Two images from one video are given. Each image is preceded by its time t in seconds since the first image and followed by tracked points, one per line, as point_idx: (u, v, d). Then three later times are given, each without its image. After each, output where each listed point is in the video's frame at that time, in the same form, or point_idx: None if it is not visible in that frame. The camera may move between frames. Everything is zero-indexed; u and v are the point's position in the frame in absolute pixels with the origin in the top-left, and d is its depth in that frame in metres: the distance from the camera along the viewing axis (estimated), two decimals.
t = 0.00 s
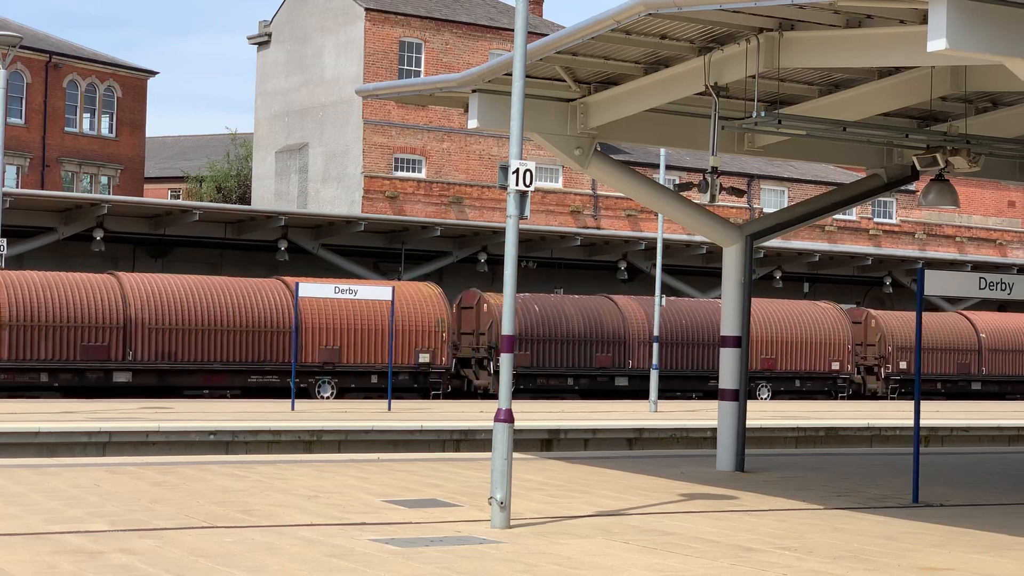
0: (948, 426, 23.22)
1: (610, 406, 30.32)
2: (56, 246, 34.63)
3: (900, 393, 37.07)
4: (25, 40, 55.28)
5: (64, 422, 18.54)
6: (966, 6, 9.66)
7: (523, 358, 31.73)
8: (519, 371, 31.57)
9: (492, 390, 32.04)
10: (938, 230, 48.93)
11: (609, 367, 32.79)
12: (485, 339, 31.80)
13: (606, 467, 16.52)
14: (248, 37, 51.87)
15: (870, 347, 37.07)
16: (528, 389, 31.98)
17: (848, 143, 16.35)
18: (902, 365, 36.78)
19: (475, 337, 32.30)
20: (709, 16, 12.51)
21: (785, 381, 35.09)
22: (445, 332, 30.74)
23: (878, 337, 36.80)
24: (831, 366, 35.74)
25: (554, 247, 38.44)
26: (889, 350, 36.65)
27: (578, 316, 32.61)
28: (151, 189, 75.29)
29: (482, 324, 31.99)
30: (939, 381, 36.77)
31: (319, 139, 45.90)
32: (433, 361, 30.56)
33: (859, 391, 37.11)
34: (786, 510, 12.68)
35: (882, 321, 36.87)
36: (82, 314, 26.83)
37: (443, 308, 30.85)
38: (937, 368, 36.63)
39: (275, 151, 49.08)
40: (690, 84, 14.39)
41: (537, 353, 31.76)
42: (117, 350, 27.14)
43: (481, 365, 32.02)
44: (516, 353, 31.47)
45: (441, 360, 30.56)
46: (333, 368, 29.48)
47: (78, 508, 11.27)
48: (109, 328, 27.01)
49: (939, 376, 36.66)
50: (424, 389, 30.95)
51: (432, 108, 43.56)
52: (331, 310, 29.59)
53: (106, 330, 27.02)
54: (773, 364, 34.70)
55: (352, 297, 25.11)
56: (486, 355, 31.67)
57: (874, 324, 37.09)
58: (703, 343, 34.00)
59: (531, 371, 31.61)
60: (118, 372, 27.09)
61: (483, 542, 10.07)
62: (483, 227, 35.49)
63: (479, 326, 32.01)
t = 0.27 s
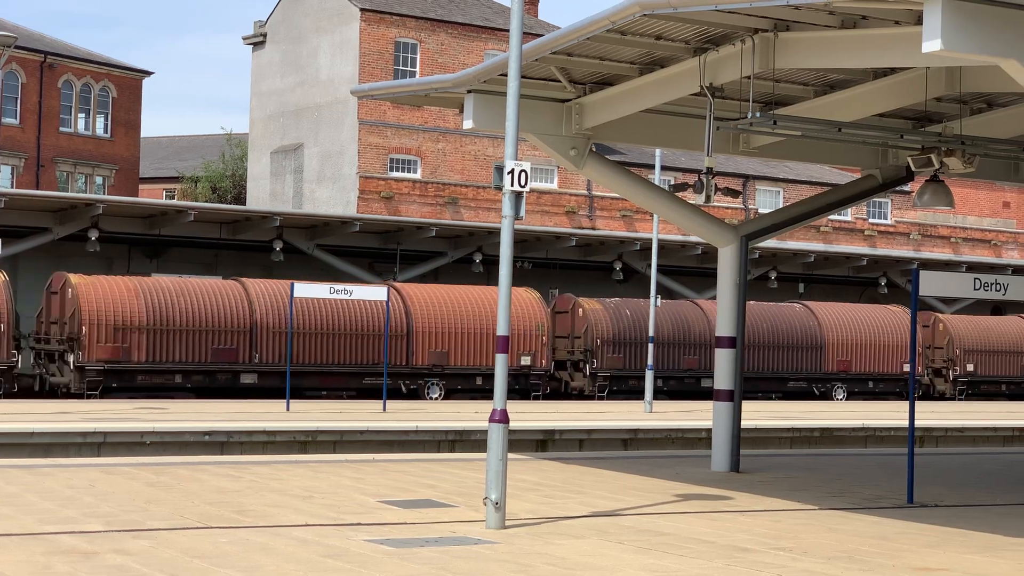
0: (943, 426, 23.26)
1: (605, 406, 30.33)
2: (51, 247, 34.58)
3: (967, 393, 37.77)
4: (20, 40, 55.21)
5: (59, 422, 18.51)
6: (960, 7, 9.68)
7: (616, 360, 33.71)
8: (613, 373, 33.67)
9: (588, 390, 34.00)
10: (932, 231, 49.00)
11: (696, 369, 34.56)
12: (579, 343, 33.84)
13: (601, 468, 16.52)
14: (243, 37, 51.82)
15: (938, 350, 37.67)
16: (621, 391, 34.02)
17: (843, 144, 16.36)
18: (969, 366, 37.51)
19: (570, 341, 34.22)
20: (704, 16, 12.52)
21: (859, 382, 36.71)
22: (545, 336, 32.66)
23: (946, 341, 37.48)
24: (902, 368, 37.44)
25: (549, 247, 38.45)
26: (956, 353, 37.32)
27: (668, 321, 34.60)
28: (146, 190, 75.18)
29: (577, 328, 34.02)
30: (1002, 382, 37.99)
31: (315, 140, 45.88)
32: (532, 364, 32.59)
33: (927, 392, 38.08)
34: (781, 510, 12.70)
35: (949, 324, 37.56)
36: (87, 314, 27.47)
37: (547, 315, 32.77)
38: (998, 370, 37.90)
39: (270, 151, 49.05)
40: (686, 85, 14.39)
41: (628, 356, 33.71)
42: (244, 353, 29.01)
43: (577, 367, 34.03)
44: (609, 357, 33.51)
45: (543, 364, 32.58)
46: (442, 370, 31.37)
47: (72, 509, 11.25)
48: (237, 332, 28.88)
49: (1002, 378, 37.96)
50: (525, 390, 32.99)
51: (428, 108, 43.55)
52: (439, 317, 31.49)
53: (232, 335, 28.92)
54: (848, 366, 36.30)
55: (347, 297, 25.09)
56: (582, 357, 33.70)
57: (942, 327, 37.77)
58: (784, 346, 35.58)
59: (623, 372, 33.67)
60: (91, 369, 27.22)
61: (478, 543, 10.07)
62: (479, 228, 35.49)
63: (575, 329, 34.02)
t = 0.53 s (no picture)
0: (937, 426, 23.27)
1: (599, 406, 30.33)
2: (45, 246, 34.51)
3: None
4: (14, 40, 55.12)
5: (53, 423, 18.47)
6: (954, 7, 9.68)
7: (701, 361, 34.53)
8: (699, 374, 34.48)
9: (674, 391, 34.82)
10: (927, 231, 49.05)
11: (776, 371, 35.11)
12: (666, 345, 34.49)
13: (596, 467, 16.51)
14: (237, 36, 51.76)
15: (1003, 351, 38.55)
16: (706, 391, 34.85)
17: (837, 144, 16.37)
18: None
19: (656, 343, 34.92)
20: (698, 16, 12.52)
21: (926, 383, 37.14)
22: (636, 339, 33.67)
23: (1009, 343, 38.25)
24: (969, 369, 37.76)
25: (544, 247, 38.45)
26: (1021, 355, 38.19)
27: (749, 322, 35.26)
28: (140, 189, 75.05)
29: (663, 330, 34.66)
30: None
31: (309, 139, 45.85)
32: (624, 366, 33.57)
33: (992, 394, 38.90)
34: (775, 510, 12.69)
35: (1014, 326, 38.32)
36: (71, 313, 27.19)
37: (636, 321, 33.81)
38: None
39: (265, 151, 49.02)
40: (680, 84, 14.39)
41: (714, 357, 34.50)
42: (360, 355, 29.87)
43: (662, 368, 34.78)
44: (696, 358, 34.29)
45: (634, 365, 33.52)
46: (540, 372, 32.39)
47: (66, 509, 11.23)
48: (351, 335, 29.74)
49: None
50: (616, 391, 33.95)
51: (422, 108, 43.52)
52: (540, 320, 32.37)
53: (350, 338, 29.78)
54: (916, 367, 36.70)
55: (342, 297, 25.04)
56: (670, 358, 34.34)
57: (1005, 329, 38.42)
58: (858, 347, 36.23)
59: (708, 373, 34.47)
60: (220, 370, 28.34)
61: (472, 542, 10.05)
62: (474, 228, 35.48)
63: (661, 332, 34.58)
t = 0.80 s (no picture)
0: (931, 425, 23.29)
1: (595, 405, 30.36)
2: (39, 245, 34.44)
3: None
4: (8, 38, 55.01)
5: (46, 422, 18.43)
6: (947, 6, 9.70)
7: (779, 361, 35.39)
8: (777, 374, 35.31)
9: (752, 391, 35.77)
10: (921, 230, 49.11)
11: (847, 370, 36.25)
12: (746, 346, 35.52)
13: (590, 467, 16.50)
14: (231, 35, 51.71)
15: None
16: (782, 391, 35.66)
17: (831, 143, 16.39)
18: None
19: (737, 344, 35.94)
20: (693, 16, 12.54)
21: (992, 382, 37.91)
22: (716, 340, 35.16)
23: None
24: None
25: (538, 246, 38.47)
26: None
27: (820, 325, 36.24)
28: (134, 188, 74.92)
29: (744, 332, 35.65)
30: None
31: (303, 138, 45.81)
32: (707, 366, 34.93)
33: None
34: (770, 510, 12.67)
35: None
36: (20, 311, 26.63)
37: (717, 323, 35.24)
38: None
39: (259, 150, 49.00)
40: (674, 84, 14.40)
41: (791, 357, 35.40)
42: (463, 356, 31.61)
43: (743, 368, 35.79)
44: (775, 358, 35.19)
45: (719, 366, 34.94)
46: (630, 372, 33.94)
47: (59, 508, 11.19)
48: (456, 337, 31.48)
49: None
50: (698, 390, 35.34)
51: (417, 107, 43.50)
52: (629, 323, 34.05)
53: (454, 339, 31.54)
54: (982, 367, 37.47)
55: (336, 296, 25.00)
56: (749, 360, 35.41)
57: None
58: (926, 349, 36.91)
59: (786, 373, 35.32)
60: (335, 370, 29.97)
61: (467, 542, 10.02)
62: (468, 227, 35.48)
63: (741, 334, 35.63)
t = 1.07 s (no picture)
0: (926, 425, 23.30)
1: (591, 404, 30.40)
2: (35, 244, 34.40)
3: None
4: (4, 37, 54.92)
5: (42, 421, 18.40)
6: (943, 7, 9.70)
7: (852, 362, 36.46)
8: (849, 374, 36.40)
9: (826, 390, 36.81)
10: (916, 230, 49.15)
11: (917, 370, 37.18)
12: (820, 347, 36.71)
13: (586, 466, 16.48)
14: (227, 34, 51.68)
15: None
16: (855, 390, 36.67)
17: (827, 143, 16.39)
18: None
19: (810, 346, 37.05)
20: (688, 15, 12.54)
21: None
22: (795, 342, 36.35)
23: None
24: None
25: (534, 246, 38.46)
26: None
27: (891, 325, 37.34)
28: (129, 188, 74.83)
29: (818, 333, 36.81)
30: None
31: (299, 138, 45.79)
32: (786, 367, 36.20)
33: None
34: (766, 510, 12.66)
35: None
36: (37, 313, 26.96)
37: (792, 325, 36.59)
38: None
39: (254, 149, 48.96)
40: (670, 83, 14.40)
41: (863, 358, 36.48)
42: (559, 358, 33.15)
43: (817, 369, 36.85)
44: (847, 359, 36.31)
45: (795, 366, 36.28)
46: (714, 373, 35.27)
47: (53, 508, 11.16)
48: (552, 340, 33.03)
49: None
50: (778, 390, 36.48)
51: (413, 107, 43.48)
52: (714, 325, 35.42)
53: (552, 342, 33.11)
54: None
55: (332, 295, 24.98)
56: (824, 360, 36.54)
57: None
58: (991, 350, 37.92)
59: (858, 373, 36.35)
60: (441, 371, 31.57)
61: (463, 542, 10.00)
62: (464, 226, 35.47)
63: (815, 335, 36.86)
